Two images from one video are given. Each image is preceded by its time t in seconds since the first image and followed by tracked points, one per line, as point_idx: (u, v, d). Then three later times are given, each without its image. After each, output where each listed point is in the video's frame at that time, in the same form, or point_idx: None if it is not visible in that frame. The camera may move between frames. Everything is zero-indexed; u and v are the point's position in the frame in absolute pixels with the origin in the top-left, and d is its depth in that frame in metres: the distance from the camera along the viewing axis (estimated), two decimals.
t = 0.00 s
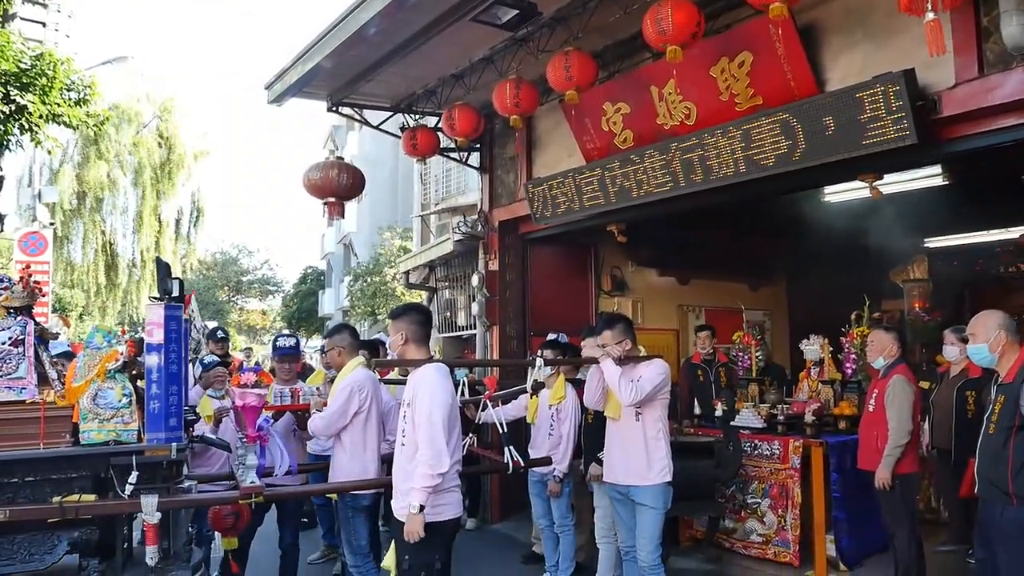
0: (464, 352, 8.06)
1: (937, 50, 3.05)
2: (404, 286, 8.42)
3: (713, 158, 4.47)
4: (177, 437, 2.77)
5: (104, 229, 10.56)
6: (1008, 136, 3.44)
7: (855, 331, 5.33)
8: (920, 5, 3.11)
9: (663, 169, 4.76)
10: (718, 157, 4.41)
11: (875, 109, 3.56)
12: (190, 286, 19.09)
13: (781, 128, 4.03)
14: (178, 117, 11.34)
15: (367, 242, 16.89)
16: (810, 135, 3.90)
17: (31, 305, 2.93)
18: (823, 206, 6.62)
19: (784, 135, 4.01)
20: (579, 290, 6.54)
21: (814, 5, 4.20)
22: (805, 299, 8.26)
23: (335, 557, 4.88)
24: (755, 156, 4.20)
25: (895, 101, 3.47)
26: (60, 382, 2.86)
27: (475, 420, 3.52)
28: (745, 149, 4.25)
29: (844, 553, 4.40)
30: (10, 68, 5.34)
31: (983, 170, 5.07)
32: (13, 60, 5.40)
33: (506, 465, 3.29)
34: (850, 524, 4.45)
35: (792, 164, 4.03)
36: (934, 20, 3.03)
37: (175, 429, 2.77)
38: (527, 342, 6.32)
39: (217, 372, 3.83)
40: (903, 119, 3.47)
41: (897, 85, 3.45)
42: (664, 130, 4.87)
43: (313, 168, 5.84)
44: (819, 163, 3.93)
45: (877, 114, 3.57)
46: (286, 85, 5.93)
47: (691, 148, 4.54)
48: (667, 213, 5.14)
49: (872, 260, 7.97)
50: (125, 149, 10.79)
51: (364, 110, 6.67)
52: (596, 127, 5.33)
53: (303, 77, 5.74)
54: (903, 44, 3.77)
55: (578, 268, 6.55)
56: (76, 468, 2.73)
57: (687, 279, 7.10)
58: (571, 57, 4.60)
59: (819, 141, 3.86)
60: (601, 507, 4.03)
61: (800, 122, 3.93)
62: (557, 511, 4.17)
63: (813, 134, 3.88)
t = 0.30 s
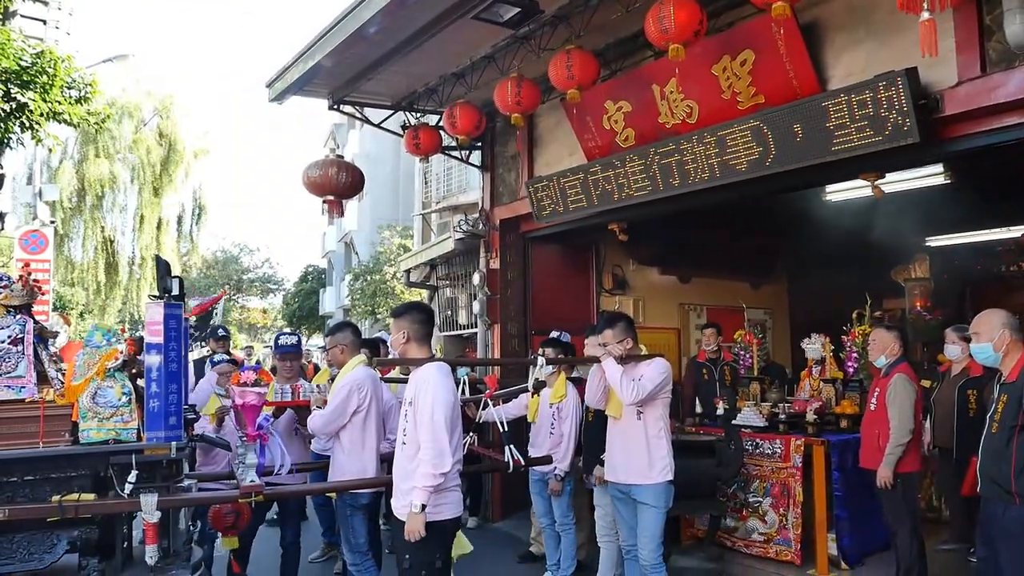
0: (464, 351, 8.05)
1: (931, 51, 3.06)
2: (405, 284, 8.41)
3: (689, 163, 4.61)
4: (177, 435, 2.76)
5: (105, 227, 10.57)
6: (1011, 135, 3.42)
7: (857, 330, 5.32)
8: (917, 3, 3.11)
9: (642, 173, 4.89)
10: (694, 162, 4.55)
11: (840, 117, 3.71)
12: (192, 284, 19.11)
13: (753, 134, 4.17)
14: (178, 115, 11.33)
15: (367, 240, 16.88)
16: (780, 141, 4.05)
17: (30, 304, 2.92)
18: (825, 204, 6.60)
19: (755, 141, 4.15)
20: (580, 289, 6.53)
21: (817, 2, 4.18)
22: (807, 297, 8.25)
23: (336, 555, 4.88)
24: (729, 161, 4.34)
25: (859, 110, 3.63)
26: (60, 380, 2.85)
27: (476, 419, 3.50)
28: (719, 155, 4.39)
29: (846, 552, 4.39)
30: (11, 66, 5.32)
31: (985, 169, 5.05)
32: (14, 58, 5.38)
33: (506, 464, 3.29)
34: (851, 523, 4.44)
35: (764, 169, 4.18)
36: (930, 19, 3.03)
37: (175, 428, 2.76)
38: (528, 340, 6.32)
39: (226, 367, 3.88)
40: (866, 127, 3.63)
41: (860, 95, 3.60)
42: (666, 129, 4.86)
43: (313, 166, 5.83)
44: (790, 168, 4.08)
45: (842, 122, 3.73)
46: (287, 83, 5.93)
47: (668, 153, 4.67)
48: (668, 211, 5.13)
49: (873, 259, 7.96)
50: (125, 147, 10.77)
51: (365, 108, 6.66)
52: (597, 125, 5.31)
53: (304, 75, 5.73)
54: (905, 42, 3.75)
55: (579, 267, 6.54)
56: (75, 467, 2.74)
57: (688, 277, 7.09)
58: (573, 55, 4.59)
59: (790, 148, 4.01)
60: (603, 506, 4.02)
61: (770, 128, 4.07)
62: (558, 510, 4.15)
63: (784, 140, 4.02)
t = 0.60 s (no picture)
0: (464, 350, 8.05)
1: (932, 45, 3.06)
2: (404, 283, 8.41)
3: (664, 168, 4.77)
4: (174, 435, 2.77)
5: (104, 227, 10.55)
6: (1010, 132, 3.41)
7: (857, 327, 5.31)
8: None
9: (619, 178, 5.05)
10: (668, 166, 4.71)
11: (804, 124, 3.88)
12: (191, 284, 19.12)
13: (723, 141, 4.34)
14: (177, 114, 11.31)
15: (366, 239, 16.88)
16: (748, 146, 4.22)
17: (28, 304, 2.94)
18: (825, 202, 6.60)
19: (725, 146, 4.32)
20: (580, 287, 6.52)
21: None
22: (806, 295, 8.25)
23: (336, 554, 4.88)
24: (701, 166, 4.51)
25: (822, 117, 3.80)
26: (57, 380, 2.86)
27: (474, 417, 3.48)
28: (692, 160, 4.55)
29: (845, 549, 4.39)
30: (9, 65, 5.31)
31: (984, 166, 5.05)
32: (12, 57, 5.36)
33: (505, 463, 3.28)
34: (851, 521, 4.44)
35: (734, 173, 4.35)
36: (930, 13, 3.03)
37: (172, 427, 2.76)
38: (527, 339, 6.32)
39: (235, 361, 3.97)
40: (828, 133, 3.80)
41: (821, 102, 3.78)
42: (665, 127, 4.85)
43: (311, 165, 5.83)
44: (759, 171, 4.24)
45: (806, 128, 3.89)
46: (285, 82, 5.92)
47: (643, 158, 4.84)
48: (668, 210, 5.13)
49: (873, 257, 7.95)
50: (124, 146, 10.77)
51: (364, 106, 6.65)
52: (596, 124, 5.31)
53: (303, 74, 5.71)
54: (904, 40, 3.74)
55: (579, 265, 6.54)
56: (72, 467, 2.75)
57: (687, 275, 7.08)
58: (572, 53, 4.58)
59: (757, 152, 4.18)
60: (601, 505, 4.02)
61: (739, 134, 4.24)
62: (557, 508, 4.14)
63: (751, 146, 4.19)
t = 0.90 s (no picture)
0: (464, 349, 8.05)
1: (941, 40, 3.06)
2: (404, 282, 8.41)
3: (641, 171, 4.92)
4: (172, 435, 2.78)
5: (104, 226, 10.55)
6: (1010, 129, 3.40)
7: (858, 326, 5.32)
8: None
9: (599, 181, 5.20)
10: (645, 169, 4.86)
11: (771, 129, 4.03)
12: (191, 284, 19.13)
13: (696, 145, 4.49)
14: (177, 113, 11.31)
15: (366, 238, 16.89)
16: (720, 150, 4.37)
17: (25, 304, 2.93)
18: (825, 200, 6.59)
19: (699, 151, 4.47)
20: (580, 286, 6.52)
21: None
22: (806, 293, 8.25)
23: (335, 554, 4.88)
24: (675, 170, 4.66)
25: (788, 123, 3.95)
26: (55, 380, 2.87)
27: (473, 416, 3.46)
28: (667, 164, 4.71)
29: (846, 548, 4.39)
30: (8, 65, 5.30)
31: (984, 163, 5.05)
32: (11, 57, 5.35)
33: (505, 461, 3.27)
34: (851, 519, 4.44)
35: (707, 177, 4.51)
36: (938, 10, 3.03)
37: (170, 427, 2.77)
38: (527, 337, 6.31)
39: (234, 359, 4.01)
40: (794, 139, 3.96)
41: (788, 109, 3.93)
42: (665, 125, 4.84)
43: (311, 165, 5.82)
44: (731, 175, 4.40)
45: (774, 134, 4.05)
46: (285, 81, 5.91)
47: (621, 162, 5.00)
48: (667, 208, 5.12)
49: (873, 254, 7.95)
50: (124, 145, 10.75)
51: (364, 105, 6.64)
52: (596, 122, 5.30)
53: (302, 73, 5.70)
54: (904, 37, 3.73)
55: (578, 264, 6.54)
56: (70, 467, 2.75)
57: (687, 274, 7.08)
58: (571, 51, 4.57)
59: (728, 156, 4.34)
60: (602, 503, 4.01)
61: (711, 139, 4.40)
62: (557, 507, 4.14)
63: (723, 150, 4.34)
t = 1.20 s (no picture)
0: (464, 347, 8.05)
1: (947, 37, 3.05)
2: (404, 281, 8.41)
3: (620, 175, 5.07)
4: (171, 434, 2.78)
5: (104, 225, 10.55)
6: (1011, 126, 3.40)
7: (858, 323, 5.23)
8: None
9: (580, 185, 5.34)
10: (623, 173, 5.01)
11: (742, 136, 4.19)
12: (192, 283, 19.14)
13: (670, 151, 4.66)
14: (177, 113, 11.32)
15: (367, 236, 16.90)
16: (694, 156, 4.53)
17: (24, 303, 2.93)
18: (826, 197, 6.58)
19: (674, 156, 4.62)
20: (580, 284, 6.52)
21: None
22: (806, 291, 8.25)
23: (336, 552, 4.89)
24: (653, 173, 4.82)
25: (757, 130, 4.11)
26: (54, 379, 2.87)
27: (474, 414, 3.47)
28: (643, 168, 4.87)
29: (846, 545, 4.39)
30: (9, 64, 5.31)
31: (984, 161, 5.04)
32: (11, 56, 5.35)
33: (504, 460, 3.26)
34: (852, 517, 4.44)
35: (682, 181, 4.66)
36: (944, 7, 3.02)
37: (169, 426, 2.78)
38: (528, 336, 6.31)
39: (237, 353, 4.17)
40: (762, 145, 4.13)
41: (757, 116, 4.08)
42: (665, 123, 4.84)
43: (312, 163, 5.82)
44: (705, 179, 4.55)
45: (744, 140, 4.21)
46: (284, 79, 5.91)
47: (612, 162, 5.05)
48: (667, 206, 5.11)
49: (874, 251, 7.95)
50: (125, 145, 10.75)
51: (364, 104, 6.64)
52: (596, 120, 5.29)
53: (302, 71, 5.70)
54: (904, 35, 3.73)
55: (579, 262, 6.54)
56: (69, 466, 2.76)
57: (688, 272, 7.07)
58: (571, 49, 4.56)
59: (702, 161, 4.49)
60: (603, 502, 4.00)
61: (685, 144, 4.55)
62: (557, 505, 4.13)
63: (697, 155, 4.50)
